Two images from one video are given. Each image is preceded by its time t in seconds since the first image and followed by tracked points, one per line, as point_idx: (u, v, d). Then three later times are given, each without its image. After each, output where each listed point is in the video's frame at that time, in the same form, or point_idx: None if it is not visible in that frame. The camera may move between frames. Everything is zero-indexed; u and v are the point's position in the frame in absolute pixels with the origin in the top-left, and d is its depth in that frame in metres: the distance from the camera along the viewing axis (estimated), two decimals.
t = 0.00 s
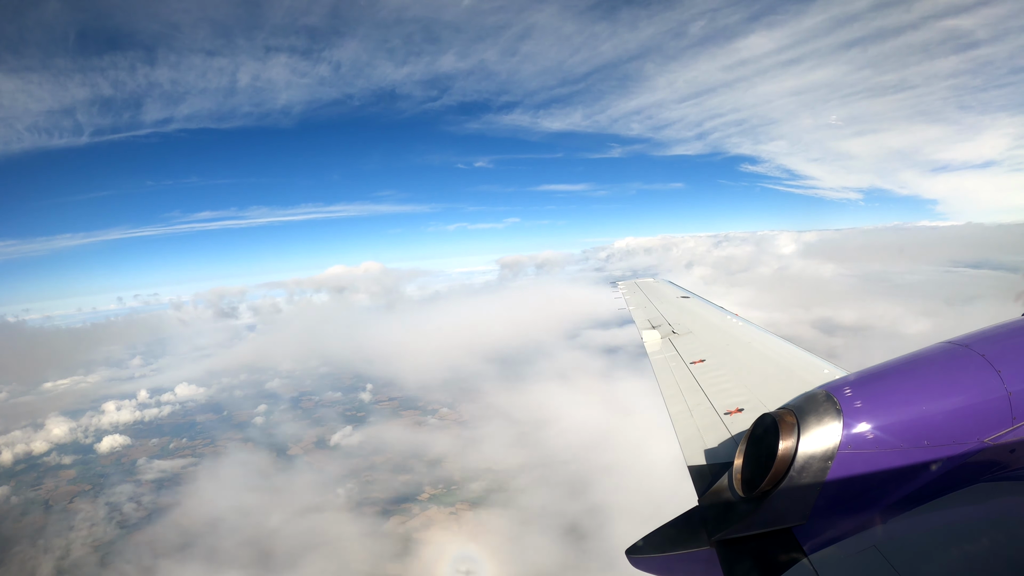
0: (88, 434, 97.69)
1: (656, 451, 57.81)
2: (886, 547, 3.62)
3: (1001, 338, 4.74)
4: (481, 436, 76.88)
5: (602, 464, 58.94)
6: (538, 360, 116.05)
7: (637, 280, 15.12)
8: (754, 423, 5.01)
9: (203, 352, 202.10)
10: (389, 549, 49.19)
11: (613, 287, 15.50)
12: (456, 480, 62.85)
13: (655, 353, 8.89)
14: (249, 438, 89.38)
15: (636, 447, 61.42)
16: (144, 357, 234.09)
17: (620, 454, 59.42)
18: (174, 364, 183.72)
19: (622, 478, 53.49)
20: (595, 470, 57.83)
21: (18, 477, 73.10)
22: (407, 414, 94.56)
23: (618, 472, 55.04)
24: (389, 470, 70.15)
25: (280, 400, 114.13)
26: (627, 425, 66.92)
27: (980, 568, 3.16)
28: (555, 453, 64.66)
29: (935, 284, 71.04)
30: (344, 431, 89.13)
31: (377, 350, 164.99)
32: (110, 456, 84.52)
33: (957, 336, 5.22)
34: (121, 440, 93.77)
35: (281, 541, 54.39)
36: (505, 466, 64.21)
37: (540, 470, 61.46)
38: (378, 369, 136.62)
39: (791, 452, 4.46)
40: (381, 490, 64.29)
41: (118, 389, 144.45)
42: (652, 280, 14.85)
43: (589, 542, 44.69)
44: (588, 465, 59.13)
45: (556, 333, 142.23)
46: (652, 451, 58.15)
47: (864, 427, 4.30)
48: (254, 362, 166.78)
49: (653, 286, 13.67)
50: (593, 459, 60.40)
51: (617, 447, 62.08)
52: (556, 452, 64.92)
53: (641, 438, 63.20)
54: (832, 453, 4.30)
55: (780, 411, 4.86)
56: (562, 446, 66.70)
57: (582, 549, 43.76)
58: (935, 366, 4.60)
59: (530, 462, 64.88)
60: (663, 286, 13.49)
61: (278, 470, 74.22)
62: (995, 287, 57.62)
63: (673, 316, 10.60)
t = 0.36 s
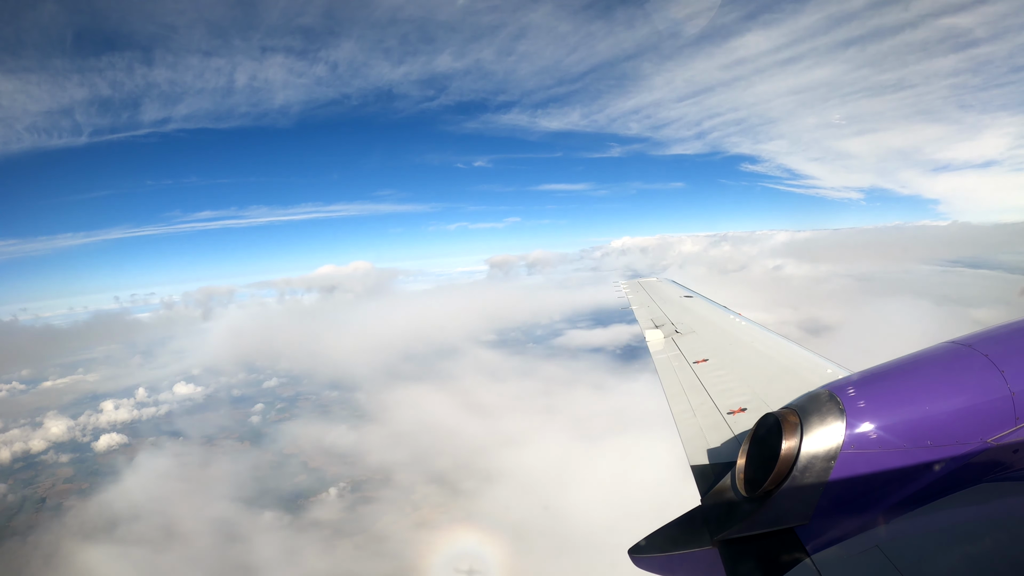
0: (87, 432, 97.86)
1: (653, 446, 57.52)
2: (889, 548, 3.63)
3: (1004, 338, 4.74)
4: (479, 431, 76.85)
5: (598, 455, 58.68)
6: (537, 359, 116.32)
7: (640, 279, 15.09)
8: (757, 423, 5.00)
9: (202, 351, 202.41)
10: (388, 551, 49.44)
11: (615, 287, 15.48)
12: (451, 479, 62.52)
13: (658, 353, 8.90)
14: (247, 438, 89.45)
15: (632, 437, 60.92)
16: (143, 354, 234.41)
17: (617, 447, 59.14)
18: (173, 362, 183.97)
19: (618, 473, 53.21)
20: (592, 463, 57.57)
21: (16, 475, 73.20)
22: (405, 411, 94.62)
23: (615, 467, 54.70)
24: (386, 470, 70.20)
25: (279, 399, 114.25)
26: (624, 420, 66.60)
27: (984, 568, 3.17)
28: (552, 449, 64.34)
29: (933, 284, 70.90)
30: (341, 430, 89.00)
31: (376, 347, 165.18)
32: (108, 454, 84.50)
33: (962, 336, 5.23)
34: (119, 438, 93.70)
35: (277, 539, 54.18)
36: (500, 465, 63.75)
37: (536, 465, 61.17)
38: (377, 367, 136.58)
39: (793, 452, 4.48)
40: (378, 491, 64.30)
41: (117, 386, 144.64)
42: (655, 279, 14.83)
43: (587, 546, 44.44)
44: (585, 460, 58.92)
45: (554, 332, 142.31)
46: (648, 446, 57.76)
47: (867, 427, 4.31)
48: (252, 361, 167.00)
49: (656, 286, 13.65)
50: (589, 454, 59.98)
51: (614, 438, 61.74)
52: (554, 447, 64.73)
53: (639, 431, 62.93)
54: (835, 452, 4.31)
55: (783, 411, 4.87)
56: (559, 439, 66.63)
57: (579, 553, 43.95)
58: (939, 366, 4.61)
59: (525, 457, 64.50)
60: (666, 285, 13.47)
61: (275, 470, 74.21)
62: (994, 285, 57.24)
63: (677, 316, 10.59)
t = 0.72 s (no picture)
0: (78, 432, 96.93)
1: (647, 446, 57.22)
2: (884, 547, 3.63)
3: (1000, 338, 4.76)
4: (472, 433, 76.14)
5: (593, 459, 58.26)
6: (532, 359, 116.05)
7: (636, 278, 15.10)
8: (753, 423, 5.00)
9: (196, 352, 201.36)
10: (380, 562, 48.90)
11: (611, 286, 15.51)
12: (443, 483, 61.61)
13: (654, 352, 8.89)
14: (239, 438, 88.58)
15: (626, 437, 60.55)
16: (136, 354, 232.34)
17: (611, 448, 58.88)
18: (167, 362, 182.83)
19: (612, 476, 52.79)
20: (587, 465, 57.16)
21: (9, 475, 72.59)
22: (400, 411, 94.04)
23: (609, 471, 54.37)
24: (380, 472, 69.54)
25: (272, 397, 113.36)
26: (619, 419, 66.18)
27: (979, 567, 3.17)
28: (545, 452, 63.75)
29: (924, 285, 71.39)
30: (335, 430, 88.26)
31: (372, 346, 164.84)
32: (99, 455, 83.55)
33: (958, 335, 5.23)
34: (112, 438, 92.96)
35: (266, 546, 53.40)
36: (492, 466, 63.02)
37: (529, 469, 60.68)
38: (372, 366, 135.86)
39: (789, 452, 4.46)
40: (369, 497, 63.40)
41: (110, 386, 143.58)
42: (651, 279, 14.85)
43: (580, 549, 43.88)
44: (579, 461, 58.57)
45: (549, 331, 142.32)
46: (642, 446, 57.45)
47: (863, 427, 4.31)
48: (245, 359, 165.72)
49: (653, 285, 13.65)
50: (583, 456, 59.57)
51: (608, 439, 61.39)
52: (549, 450, 64.29)
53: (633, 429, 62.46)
54: (832, 452, 4.30)
55: (779, 411, 4.87)
56: (553, 443, 66.08)
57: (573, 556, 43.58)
58: (934, 365, 4.61)
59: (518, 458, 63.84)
60: (661, 285, 13.52)
61: (267, 471, 73.48)
62: (984, 284, 57.71)
63: (673, 316, 10.62)
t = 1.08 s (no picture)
0: (73, 430, 96.37)
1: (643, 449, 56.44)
2: (885, 547, 3.62)
3: (998, 338, 4.77)
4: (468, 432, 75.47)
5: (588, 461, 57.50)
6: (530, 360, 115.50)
7: (636, 279, 15.10)
8: (753, 422, 4.99)
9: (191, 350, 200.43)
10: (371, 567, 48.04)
11: (610, 286, 15.52)
12: (435, 486, 60.61)
13: (653, 353, 8.89)
14: (233, 437, 87.75)
15: (621, 440, 59.67)
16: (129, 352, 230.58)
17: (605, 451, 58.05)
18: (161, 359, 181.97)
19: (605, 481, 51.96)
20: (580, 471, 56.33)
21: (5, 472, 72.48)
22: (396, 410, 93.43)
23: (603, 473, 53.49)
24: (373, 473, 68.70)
25: (268, 396, 112.72)
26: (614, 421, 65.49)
27: (978, 567, 3.17)
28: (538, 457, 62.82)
29: (919, 282, 71.50)
30: (331, 429, 88.03)
31: (369, 345, 164.86)
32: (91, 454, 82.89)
33: (957, 336, 5.24)
34: (106, 438, 92.40)
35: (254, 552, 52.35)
36: (485, 471, 62.08)
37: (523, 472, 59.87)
38: (369, 365, 135.10)
39: (788, 452, 4.46)
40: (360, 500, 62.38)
41: (104, 385, 142.83)
42: (650, 280, 14.85)
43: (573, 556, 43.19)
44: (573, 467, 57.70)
45: (547, 329, 141.88)
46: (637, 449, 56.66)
47: (863, 426, 4.30)
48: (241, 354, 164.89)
49: (652, 286, 13.64)
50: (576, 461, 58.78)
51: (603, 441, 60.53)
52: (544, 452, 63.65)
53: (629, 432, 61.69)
54: (831, 452, 4.30)
55: (779, 411, 4.85)
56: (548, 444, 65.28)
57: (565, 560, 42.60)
58: (934, 366, 4.61)
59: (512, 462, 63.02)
60: (660, 286, 13.52)
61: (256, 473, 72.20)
62: (975, 281, 58.18)
63: (672, 316, 10.62)
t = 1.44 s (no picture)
0: (57, 427, 95.50)
1: (628, 450, 56.33)
2: (885, 547, 3.62)
3: (1000, 338, 4.77)
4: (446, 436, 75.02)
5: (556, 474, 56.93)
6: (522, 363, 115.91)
7: (636, 279, 15.09)
8: (753, 423, 5.00)
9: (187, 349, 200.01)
10: None
11: (610, 286, 15.55)
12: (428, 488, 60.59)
13: (654, 353, 8.89)
14: (216, 439, 87.32)
15: (592, 451, 58.99)
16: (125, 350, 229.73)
17: (573, 465, 57.46)
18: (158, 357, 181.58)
19: (568, 496, 51.14)
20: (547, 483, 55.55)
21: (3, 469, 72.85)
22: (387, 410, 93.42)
23: (567, 488, 52.71)
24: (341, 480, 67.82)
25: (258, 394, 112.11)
26: (596, 427, 65.30)
27: (982, 567, 3.16)
28: (510, 465, 62.21)
29: (915, 282, 71.86)
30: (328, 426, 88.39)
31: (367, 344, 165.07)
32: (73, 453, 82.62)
33: (957, 336, 5.25)
34: (104, 436, 92.46)
35: (217, 559, 51.42)
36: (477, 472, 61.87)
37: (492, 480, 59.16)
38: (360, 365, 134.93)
39: (790, 453, 4.45)
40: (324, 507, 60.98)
41: (100, 382, 142.59)
42: (651, 280, 14.86)
43: (561, 551, 42.95)
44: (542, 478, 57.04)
45: (539, 334, 142.50)
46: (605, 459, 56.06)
47: (863, 427, 4.31)
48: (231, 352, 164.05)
49: (653, 286, 13.65)
50: (560, 466, 58.40)
51: (573, 454, 60.05)
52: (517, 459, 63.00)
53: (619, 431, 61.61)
54: (832, 452, 4.30)
55: (780, 411, 4.86)
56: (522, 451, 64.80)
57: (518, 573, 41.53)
58: (936, 366, 4.61)
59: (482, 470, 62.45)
60: (661, 286, 13.54)
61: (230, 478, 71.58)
62: (971, 282, 58.51)
63: (673, 316, 10.63)
